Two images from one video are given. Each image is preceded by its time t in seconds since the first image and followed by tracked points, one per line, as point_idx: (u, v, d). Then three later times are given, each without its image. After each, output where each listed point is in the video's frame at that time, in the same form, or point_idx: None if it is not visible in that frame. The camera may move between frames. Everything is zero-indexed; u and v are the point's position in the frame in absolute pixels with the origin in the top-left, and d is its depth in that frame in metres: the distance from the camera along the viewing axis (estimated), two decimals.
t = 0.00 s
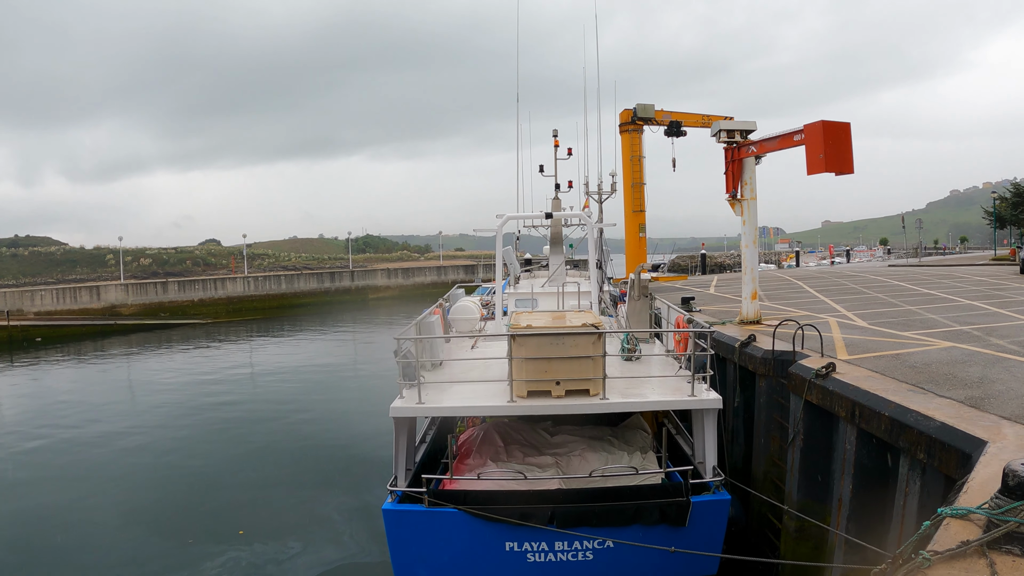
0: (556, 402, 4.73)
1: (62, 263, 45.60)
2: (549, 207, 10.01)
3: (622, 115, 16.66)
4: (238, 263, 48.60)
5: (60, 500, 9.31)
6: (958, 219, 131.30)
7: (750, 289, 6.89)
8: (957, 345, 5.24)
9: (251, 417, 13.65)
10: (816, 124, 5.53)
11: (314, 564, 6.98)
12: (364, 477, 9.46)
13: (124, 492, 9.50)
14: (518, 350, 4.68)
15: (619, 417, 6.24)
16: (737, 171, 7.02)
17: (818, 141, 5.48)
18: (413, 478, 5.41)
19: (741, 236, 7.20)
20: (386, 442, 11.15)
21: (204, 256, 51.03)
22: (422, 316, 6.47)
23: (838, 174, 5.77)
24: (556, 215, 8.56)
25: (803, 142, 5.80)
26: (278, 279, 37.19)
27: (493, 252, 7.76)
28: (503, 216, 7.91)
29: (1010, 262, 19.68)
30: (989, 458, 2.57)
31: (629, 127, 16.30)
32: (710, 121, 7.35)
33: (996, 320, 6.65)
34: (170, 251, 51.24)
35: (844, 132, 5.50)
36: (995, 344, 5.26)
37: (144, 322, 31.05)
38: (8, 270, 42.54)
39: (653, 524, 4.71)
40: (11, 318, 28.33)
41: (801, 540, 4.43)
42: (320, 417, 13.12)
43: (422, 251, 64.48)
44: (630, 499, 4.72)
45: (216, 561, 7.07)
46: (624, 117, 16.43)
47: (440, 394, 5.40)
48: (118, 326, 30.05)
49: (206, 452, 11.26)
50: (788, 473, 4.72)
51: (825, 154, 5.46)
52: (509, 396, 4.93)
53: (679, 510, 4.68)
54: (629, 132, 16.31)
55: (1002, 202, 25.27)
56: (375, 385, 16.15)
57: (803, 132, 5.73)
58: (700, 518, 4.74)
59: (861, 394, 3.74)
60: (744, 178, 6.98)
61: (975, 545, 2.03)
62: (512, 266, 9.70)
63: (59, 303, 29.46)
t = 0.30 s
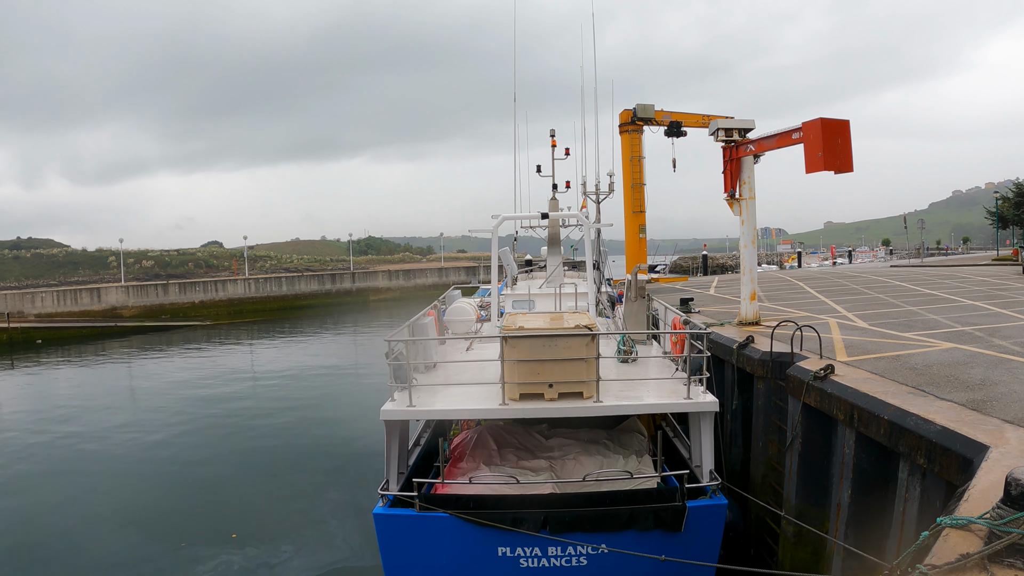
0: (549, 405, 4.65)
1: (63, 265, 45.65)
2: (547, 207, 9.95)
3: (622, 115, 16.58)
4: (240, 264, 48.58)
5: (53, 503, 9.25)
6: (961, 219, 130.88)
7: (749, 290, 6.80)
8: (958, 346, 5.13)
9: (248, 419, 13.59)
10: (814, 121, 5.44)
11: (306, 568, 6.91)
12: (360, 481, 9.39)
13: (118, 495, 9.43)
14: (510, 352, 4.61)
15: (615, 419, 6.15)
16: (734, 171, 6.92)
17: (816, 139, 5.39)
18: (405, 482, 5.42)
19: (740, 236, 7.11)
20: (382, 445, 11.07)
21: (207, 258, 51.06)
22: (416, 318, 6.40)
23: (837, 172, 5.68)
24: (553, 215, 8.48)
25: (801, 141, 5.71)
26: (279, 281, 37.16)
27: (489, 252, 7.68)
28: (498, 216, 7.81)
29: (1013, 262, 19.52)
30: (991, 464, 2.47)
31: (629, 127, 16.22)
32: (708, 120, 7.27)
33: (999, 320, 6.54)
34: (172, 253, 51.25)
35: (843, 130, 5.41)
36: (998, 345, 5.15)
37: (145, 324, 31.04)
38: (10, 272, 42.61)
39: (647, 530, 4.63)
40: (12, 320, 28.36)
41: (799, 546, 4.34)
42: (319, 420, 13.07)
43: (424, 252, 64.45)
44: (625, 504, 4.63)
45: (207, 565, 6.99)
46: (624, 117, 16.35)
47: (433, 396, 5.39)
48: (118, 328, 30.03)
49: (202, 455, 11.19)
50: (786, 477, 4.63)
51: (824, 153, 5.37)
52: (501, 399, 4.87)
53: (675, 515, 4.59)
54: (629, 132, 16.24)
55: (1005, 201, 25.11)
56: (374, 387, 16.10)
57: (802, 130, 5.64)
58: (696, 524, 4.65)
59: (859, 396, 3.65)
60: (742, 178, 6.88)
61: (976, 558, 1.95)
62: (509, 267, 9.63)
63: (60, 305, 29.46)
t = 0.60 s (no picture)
0: (542, 409, 4.60)
1: (68, 267, 45.80)
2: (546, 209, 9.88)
3: (623, 116, 16.50)
4: (242, 266, 48.63)
5: (49, 506, 9.22)
6: (966, 220, 130.19)
7: (748, 292, 6.71)
8: (961, 350, 5.03)
9: (247, 421, 13.57)
10: (814, 121, 5.35)
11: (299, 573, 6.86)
12: (356, 485, 9.34)
13: (115, 498, 9.40)
14: (502, 356, 4.55)
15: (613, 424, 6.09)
16: (734, 171, 6.83)
17: (816, 139, 5.30)
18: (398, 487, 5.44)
19: (740, 237, 7.01)
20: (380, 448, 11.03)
21: (210, 259, 51.21)
22: (410, 321, 6.36)
23: (838, 172, 5.59)
24: (551, 217, 8.40)
25: (801, 141, 5.62)
26: (281, 282, 37.19)
27: (485, 254, 7.60)
28: (495, 217, 7.73)
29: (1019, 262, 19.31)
30: (993, 476, 2.39)
31: (630, 127, 16.14)
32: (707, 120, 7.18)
33: (1003, 323, 6.43)
34: (176, 255, 51.36)
35: (843, 129, 5.32)
36: (1001, 349, 5.05)
37: (147, 325, 31.09)
38: (14, 273, 42.78)
39: (643, 537, 4.56)
40: (15, 321, 28.42)
41: (797, 554, 4.25)
42: (318, 422, 13.02)
43: (428, 253, 64.48)
44: (619, 511, 4.56)
45: (200, 570, 6.96)
46: (625, 118, 16.27)
47: (425, 401, 5.41)
48: (120, 330, 30.03)
49: (200, 457, 11.16)
50: (784, 483, 4.55)
51: (824, 152, 5.28)
52: (493, 403, 4.82)
53: (671, 522, 4.50)
54: (630, 132, 16.15)
55: (1009, 202, 24.93)
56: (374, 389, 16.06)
57: (801, 130, 5.55)
58: (693, 531, 4.57)
59: (859, 402, 3.56)
60: (742, 178, 6.78)
61: None
62: (507, 269, 9.55)
63: (62, 306, 29.50)
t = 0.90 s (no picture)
0: (535, 413, 4.55)
1: (72, 267, 45.98)
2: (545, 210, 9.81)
3: (625, 116, 16.42)
4: (246, 266, 48.72)
5: (46, 508, 9.21)
6: (972, 220, 129.42)
7: (748, 293, 6.63)
8: (963, 353, 4.93)
9: (247, 422, 13.56)
10: (814, 119, 5.26)
11: None
12: (353, 487, 9.31)
13: (113, 501, 9.39)
14: (494, 359, 4.51)
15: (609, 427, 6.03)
16: (733, 171, 6.74)
17: (816, 138, 5.21)
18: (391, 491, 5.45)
19: (739, 238, 6.92)
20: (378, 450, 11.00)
21: (214, 260, 51.37)
22: (405, 323, 6.33)
23: (838, 172, 5.50)
24: (550, 218, 8.32)
25: (801, 140, 5.53)
26: (284, 283, 37.22)
27: (482, 255, 7.52)
28: (492, 218, 7.65)
29: None
30: (991, 487, 2.30)
31: (632, 127, 16.05)
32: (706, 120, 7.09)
33: (1007, 325, 6.33)
34: (180, 255, 51.51)
35: (843, 128, 5.23)
36: (1004, 352, 4.95)
37: (149, 326, 31.15)
38: (19, 273, 42.95)
39: (637, 543, 4.49)
40: (19, 322, 28.52)
41: (794, 559, 4.17)
42: (317, 424, 13.00)
43: (431, 254, 64.53)
44: (613, 516, 4.50)
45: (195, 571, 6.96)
46: (627, 118, 16.20)
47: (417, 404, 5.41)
48: (123, 331, 30.08)
49: (198, 459, 11.14)
50: (782, 488, 4.46)
51: (823, 151, 5.18)
52: (485, 407, 4.78)
53: (665, 528, 4.44)
54: (632, 132, 16.06)
55: (1013, 202, 24.74)
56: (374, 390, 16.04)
57: (801, 129, 5.47)
58: (688, 537, 4.50)
59: (856, 407, 3.48)
60: (741, 178, 6.69)
61: None
62: (506, 271, 9.46)
63: (65, 307, 29.53)
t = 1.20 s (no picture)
0: (524, 415, 4.50)
1: (75, 267, 46.04)
2: (541, 210, 9.72)
3: (624, 115, 16.32)
4: (247, 266, 48.68)
5: (40, 511, 9.20)
6: (975, 219, 128.84)
7: (744, 294, 6.54)
8: (962, 355, 4.84)
9: (244, 423, 13.55)
10: (809, 117, 5.17)
11: None
12: (347, 489, 9.32)
13: (108, 504, 9.34)
14: (482, 361, 4.48)
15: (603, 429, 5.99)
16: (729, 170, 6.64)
17: (811, 136, 5.11)
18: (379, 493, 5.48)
19: (736, 238, 6.83)
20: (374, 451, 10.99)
21: (217, 259, 51.42)
22: (396, 324, 6.34)
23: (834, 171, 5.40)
24: (545, 217, 8.23)
25: (797, 138, 5.43)
26: (285, 283, 37.19)
27: (476, 254, 7.44)
28: (485, 218, 7.57)
29: None
30: (984, 498, 2.22)
31: (631, 126, 15.95)
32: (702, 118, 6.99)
33: (1007, 326, 6.23)
34: (182, 255, 51.51)
35: (839, 126, 5.14)
36: (1003, 354, 4.86)
37: (150, 326, 31.17)
38: (22, 272, 43.03)
39: (627, 548, 4.44)
40: (20, 322, 28.52)
41: (787, 565, 4.10)
42: (314, 425, 12.96)
43: (433, 253, 64.50)
44: (602, 520, 4.46)
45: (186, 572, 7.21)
46: (626, 117, 16.09)
47: (405, 406, 5.42)
48: (124, 331, 30.12)
49: (194, 461, 11.12)
50: (775, 492, 4.39)
51: (819, 150, 5.09)
52: (474, 409, 4.74)
53: (656, 533, 4.39)
54: (632, 131, 15.96)
55: (1017, 202, 24.54)
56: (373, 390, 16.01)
57: (796, 127, 5.37)
58: (679, 542, 4.44)
59: (850, 411, 3.40)
60: (738, 177, 6.59)
61: None
62: (502, 271, 9.38)
63: (67, 307, 29.57)
